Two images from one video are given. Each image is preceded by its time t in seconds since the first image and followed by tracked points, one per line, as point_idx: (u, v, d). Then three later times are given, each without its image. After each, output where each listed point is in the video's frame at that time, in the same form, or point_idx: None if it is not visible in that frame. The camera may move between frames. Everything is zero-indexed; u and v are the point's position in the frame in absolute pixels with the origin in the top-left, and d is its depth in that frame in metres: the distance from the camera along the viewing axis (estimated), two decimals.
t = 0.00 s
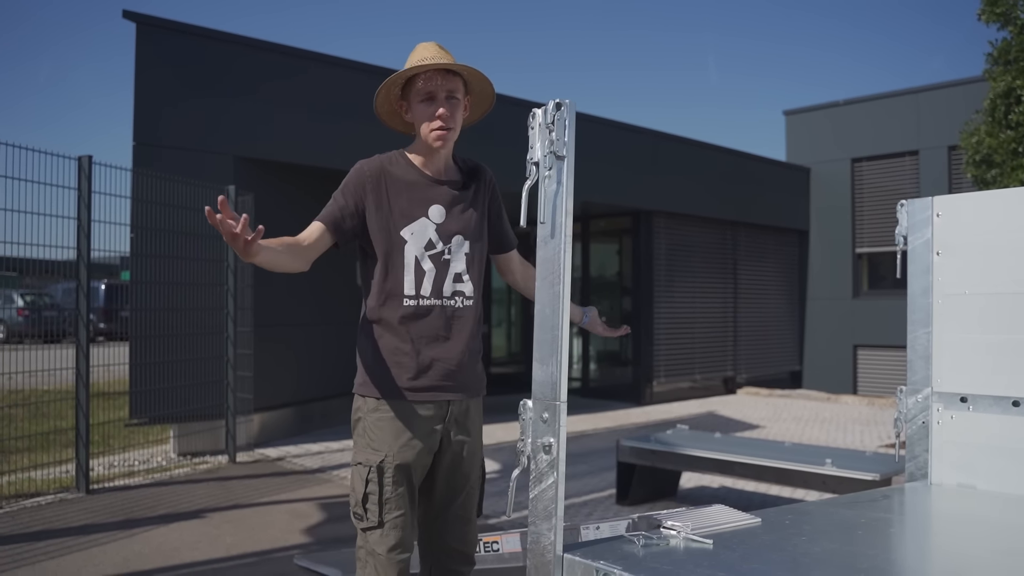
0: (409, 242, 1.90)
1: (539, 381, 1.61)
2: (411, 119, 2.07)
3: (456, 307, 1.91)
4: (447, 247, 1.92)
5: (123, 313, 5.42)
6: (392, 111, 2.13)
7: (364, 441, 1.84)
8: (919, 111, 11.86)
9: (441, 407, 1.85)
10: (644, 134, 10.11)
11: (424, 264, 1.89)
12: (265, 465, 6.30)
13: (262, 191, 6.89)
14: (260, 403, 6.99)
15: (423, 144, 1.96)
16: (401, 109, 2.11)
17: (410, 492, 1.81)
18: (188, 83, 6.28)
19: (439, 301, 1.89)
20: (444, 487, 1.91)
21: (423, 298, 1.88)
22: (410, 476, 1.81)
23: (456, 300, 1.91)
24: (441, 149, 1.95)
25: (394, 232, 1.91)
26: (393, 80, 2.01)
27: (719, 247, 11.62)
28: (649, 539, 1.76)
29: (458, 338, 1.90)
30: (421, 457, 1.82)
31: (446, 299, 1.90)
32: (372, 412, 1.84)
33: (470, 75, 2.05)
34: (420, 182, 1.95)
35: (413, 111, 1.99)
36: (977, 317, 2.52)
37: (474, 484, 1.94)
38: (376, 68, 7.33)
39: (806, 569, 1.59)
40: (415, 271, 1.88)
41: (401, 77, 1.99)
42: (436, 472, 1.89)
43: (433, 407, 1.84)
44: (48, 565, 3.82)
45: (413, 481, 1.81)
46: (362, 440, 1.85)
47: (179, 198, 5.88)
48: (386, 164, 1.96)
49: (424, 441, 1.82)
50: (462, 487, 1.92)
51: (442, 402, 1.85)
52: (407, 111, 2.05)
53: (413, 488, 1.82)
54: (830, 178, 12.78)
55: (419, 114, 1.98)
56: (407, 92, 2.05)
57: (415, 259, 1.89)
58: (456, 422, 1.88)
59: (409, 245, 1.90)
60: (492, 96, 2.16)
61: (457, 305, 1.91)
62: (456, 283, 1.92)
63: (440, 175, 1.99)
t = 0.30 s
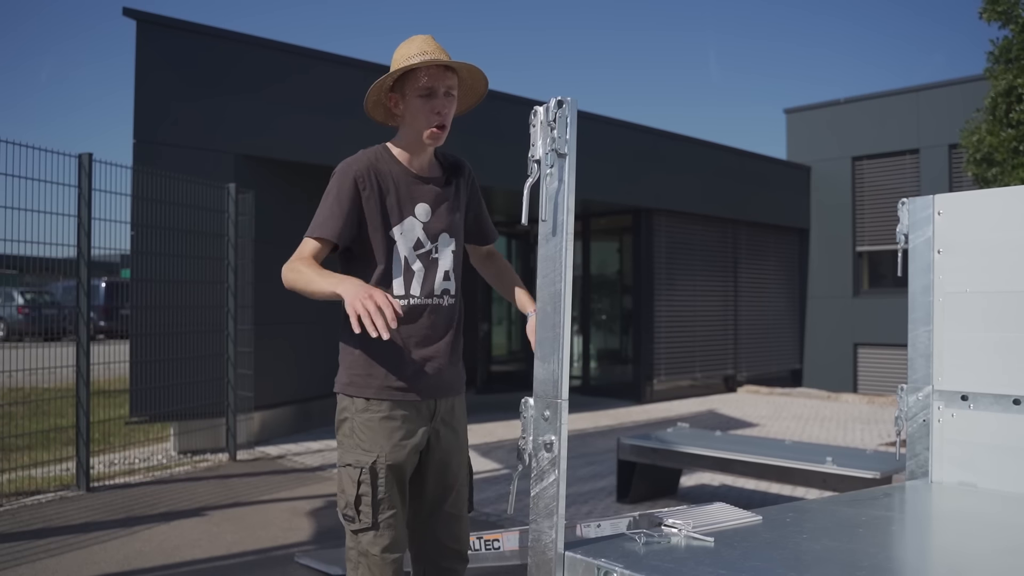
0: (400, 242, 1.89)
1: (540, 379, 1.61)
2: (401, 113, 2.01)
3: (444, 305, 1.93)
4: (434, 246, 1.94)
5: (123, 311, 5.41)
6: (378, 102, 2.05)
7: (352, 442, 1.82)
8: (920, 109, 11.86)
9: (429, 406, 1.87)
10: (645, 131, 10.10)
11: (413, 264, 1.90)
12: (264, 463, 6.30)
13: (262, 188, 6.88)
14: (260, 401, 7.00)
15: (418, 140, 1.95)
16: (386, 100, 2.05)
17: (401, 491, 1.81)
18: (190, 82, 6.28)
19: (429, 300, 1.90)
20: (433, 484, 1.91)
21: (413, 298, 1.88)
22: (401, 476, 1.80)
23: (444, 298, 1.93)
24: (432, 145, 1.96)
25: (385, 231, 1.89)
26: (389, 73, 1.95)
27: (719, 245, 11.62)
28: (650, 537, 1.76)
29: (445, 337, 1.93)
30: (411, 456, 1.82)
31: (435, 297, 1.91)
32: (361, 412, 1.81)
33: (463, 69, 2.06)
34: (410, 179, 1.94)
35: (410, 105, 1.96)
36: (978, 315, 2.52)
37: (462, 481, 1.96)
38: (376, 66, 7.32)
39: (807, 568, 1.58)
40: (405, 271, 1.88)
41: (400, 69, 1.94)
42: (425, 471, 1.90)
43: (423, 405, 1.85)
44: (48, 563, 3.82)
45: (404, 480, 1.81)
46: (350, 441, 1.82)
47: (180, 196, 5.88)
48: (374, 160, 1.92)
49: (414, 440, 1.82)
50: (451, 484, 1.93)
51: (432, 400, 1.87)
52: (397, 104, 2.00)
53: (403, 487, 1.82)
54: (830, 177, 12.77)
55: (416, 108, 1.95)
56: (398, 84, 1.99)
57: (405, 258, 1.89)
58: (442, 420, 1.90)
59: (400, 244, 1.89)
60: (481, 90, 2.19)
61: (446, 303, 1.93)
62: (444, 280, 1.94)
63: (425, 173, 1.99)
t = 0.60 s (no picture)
0: (368, 235, 1.85)
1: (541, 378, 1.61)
2: (377, 109, 1.95)
3: (411, 306, 1.89)
4: (402, 243, 1.90)
5: (123, 310, 5.40)
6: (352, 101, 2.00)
7: (322, 445, 1.80)
8: (920, 108, 11.86)
9: (399, 407, 1.84)
10: (645, 130, 10.09)
11: (381, 259, 1.86)
12: (265, 462, 6.29)
13: (263, 187, 6.88)
14: (261, 399, 7.00)
15: (397, 135, 1.93)
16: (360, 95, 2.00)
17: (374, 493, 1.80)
18: (191, 82, 6.28)
19: (394, 298, 1.86)
20: (411, 485, 1.90)
21: (380, 295, 1.84)
22: (373, 479, 1.79)
23: (410, 298, 1.89)
24: (410, 139, 1.94)
25: (353, 223, 1.85)
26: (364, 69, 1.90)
27: (719, 244, 11.62)
28: (650, 535, 1.76)
29: (413, 338, 1.89)
30: (382, 457, 1.81)
31: (401, 296, 1.88)
32: (329, 415, 1.80)
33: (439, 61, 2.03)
34: (383, 174, 1.92)
35: (387, 101, 1.91)
36: (979, 315, 2.52)
37: (443, 481, 1.94)
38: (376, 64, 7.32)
39: (807, 566, 1.58)
40: (373, 265, 1.84)
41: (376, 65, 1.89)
42: (401, 472, 1.90)
43: (392, 407, 1.83)
44: (48, 561, 3.82)
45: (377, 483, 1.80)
46: (320, 444, 1.81)
47: (180, 195, 5.88)
48: (347, 152, 1.90)
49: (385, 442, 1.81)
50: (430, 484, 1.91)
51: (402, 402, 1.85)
52: (372, 100, 1.95)
53: (376, 489, 1.81)
54: (830, 175, 12.76)
55: (394, 103, 1.90)
56: (374, 80, 1.94)
57: (374, 253, 1.85)
58: (414, 420, 1.89)
59: (368, 238, 1.85)
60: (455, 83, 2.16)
61: (412, 304, 1.90)
62: (410, 279, 1.90)
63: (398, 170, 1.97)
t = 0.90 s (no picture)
0: (333, 233, 1.85)
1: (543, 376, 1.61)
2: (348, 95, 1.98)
3: (382, 305, 1.84)
4: (373, 240, 1.85)
5: (123, 308, 5.39)
6: (332, 88, 2.05)
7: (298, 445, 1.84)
8: (920, 107, 11.86)
9: (371, 406, 1.81)
10: (645, 129, 10.08)
11: (347, 257, 1.84)
12: (265, 461, 6.29)
13: (263, 185, 6.87)
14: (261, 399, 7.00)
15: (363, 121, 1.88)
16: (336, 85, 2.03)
17: (348, 494, 1.81)
18: (191, 81, 6.28)
19: (360, 296, 1.82)
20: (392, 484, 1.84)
21: (345, 294, 1.82)
22: (344, 480, 1.80)
23: (380, 297, 1.84)
24: (381, 127, 1.86)
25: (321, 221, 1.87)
26: (327, 53, 1.93)
27: (719, 243, 11.62)
28: (651, 534, 1.76)
29: (387, 338, 1.83)
30: (351, 458, 1.79)
31: (369, 295, 1.83)
32: (302, 414, 1.83)
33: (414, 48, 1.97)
34: (356, 167, 1.89)
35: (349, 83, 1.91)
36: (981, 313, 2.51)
37: (426, 480, 1.82)
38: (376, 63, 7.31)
39: (808, 565, 1.58)
40: (337, 264, 1.83)
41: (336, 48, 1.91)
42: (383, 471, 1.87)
43: (362, 407, 1.80)
44: (47, 560, 3.81)
45: (349, 484, 1.80)
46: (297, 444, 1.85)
47: (181, 194, 5.88)
48: (321, 147, 1.92)
49: (354, 442, 1.79)
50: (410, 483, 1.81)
51: (374, 401, 1.81)
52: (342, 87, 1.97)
53: (348, 490, 1.81)
54: (831, 174, 12.75)
55: (355, 86, 1.90)
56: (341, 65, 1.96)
57: (338, 251, 1.84)
58: (391, 418, 1.82)
59: (333, 236, 1.85)
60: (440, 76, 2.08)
61: (382, 304, 1.84)
62: (381, 278, 1.84)
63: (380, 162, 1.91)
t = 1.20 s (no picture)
0: (327, 231, 1.85)
1: (545, 376, 1.61)
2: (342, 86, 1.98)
3: (376, 306, 1.83)
4: (369, 239, 1.85)
5: (123, 308, 5.40)
6: (326, 79, 2.05)
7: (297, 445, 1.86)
8: (920, 106, 11.85)
9: (363, 408, 1.79)
10: (646, 128, 10.08)
11: (340, 257, 1.84)
12: (265, 460, 6.29)
13: (264, 184, 6.87)
14: (261, 399, 7.00)
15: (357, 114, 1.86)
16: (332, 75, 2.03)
17: (343, 497, 1.82)
18: (192, 81, 6.27)
19: (353, 297, 1.82)
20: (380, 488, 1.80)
21: (338, 294, 1.83)
22: (338, 482, 1.81)
23: (374, 298, 1.83)
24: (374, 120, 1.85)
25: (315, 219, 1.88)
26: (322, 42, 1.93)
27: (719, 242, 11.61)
28: (653, 534, 1.76)
29: (382, 338, 1.82)
30: (344, 462, 1.79)
31: (363, 295, 1.83)
32: (299, 416, 1.85)
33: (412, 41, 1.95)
34: (351, 163, 1.89)
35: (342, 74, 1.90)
36: (981, 313, 2.51)
37: (411, 485, 1.77)
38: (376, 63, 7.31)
39: (810, 565, 1.58)
40: (330, 264, 1.84)
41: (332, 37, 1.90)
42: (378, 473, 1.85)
43: (355, 409, 1.78)
44: (48, 560, 3.81)
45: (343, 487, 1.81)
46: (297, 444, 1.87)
47: (181, 193, 5.88)
48: (319, 143, 1.93)
49: (345, 446, 1.78)
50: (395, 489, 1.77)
51: (367, 402, 1.78)
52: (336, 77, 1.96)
53: (344, 492, 1.82)
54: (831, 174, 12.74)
55: (350, 78, 1.88)
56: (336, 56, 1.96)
57: (331, 250, 1.84)
58: (384, 420, 1.80)
59: (327, 235, 1.85)
60: (438, 71, 2.06)
61: (377, 304, 1.83)
62: (375, 278, 1.83)
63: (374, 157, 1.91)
